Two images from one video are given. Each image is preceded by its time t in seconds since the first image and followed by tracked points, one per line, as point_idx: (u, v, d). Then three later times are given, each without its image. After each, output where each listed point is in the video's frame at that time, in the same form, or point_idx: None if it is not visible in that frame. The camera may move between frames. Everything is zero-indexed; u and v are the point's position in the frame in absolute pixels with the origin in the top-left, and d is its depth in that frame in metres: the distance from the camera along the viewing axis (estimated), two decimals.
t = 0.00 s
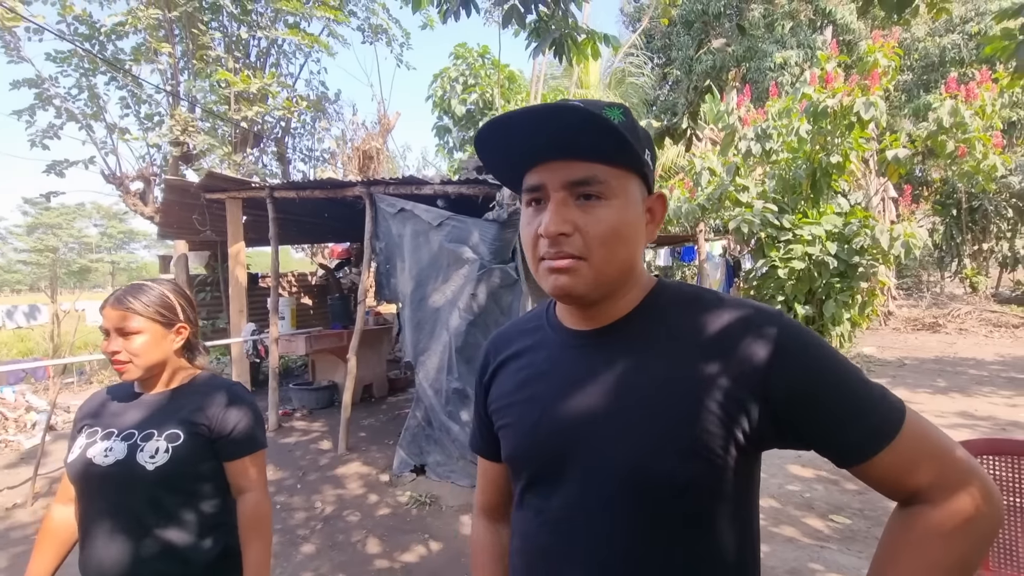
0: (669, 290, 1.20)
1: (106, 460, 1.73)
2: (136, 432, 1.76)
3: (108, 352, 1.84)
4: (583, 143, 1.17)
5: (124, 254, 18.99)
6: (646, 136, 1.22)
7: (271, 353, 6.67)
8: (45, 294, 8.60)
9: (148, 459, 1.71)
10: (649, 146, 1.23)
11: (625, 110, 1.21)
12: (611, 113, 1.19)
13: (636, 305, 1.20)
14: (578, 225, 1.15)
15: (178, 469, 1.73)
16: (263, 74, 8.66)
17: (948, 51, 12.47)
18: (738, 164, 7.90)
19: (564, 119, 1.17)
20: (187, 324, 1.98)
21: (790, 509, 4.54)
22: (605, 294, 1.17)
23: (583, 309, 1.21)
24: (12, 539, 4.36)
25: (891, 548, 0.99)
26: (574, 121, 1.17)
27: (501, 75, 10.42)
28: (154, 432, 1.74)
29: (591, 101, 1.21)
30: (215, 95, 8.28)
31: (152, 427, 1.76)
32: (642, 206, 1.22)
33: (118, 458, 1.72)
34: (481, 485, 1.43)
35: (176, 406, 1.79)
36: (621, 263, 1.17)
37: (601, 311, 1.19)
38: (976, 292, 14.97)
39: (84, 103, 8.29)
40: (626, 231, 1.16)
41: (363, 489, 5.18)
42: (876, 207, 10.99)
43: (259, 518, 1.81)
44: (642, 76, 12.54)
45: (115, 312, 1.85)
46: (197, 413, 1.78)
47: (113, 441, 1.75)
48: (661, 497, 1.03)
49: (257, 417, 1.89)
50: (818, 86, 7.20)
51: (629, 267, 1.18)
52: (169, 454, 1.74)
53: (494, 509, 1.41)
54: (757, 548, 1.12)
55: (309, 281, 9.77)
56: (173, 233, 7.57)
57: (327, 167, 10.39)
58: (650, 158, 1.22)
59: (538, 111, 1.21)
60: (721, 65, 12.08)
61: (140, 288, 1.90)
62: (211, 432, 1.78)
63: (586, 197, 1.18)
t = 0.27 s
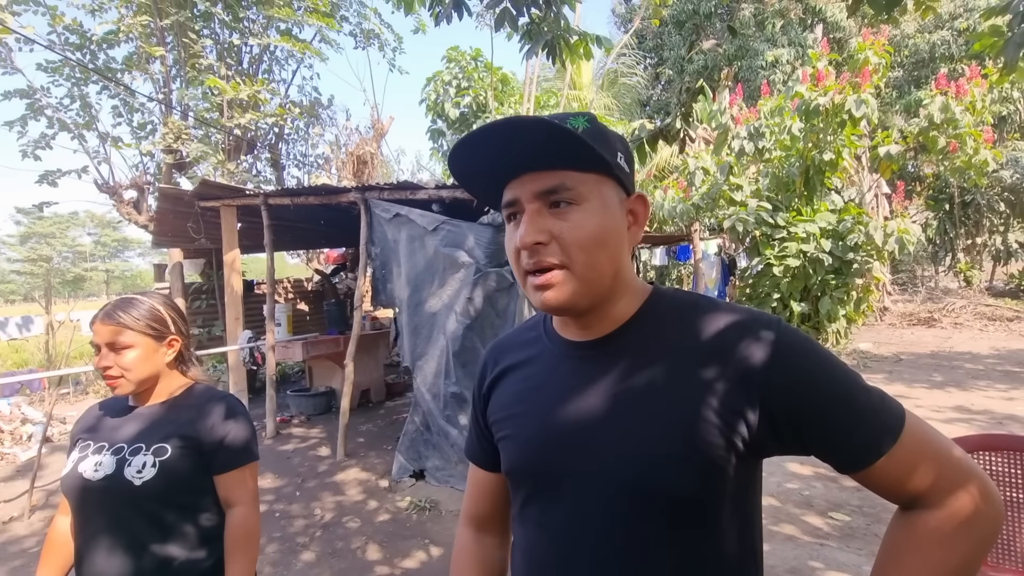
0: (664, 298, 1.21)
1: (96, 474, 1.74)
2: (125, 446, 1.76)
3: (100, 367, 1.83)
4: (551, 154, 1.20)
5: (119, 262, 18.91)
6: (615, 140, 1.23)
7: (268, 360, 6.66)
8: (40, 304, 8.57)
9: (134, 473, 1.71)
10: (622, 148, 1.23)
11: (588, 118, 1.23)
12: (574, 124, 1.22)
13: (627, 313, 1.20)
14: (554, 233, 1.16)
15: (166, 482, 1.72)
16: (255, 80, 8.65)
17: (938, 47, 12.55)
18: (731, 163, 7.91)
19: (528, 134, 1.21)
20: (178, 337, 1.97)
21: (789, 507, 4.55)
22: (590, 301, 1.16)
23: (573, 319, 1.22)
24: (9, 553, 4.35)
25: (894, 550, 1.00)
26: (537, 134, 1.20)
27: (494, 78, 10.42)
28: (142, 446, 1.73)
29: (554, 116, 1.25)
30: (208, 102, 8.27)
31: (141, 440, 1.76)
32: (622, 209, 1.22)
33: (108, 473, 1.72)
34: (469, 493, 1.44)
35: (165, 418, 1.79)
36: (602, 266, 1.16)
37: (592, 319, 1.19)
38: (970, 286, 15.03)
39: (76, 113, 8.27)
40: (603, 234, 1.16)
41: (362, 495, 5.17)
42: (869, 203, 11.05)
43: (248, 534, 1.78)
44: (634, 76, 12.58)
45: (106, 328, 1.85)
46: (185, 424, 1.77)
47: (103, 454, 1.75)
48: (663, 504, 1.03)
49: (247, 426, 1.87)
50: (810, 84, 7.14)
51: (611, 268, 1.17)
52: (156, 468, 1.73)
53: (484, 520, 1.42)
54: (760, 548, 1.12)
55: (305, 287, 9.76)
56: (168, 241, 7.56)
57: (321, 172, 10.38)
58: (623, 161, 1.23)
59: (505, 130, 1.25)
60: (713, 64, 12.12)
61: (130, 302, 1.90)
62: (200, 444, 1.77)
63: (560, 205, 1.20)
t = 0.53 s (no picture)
0: (657, 302, 1.20)
1: (82, 479, 1.72)
2: (111, 450, 1.74)
3: (103, 373, 1.80)
4: (528, 165, 1.19)
5: (112, 263, 18.76)
6: (594, 145, 1.22)
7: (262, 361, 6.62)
8: (31, 306, 8.50)
9: (120, 478, 1.69)
10: (602, 153, 1.23)
11: (564, 126, 1.22)
12: (550, 132, 1.21)
13: (619, 318, 1.18)
14: (535, 241, 1.15)
15: (151, 486, 1.70)
16: (250, 81, 8.62)
17: (931, 50, 12.61)
18: (726, 165, 7.92)
19: (503, 147, 1.21)
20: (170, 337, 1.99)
21: (784, 508, 4.56)
22: (575, 307, 1.15)
23: (562, 326, 1.21)
24: None
25: (885, 549, 1.00)
26: (511, 146, 1.20)
27: (490, 79, 10.40)
28: (127, 450, 1.72)
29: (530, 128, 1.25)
30: (203, 102, 8.23)
31: (127, 444, 1.74)
32: (604, 212, 1.21)
33: (93, 477, 1.70)
34: (463, 501, 1.43)
35: (151, 422, 1.77)
36: (585, 271, 1.15)
37: (583, 325, 1.18)
38: (962, 288, 15.13)
39: (68, 112, 8.21)
40: (585, 239, 1.15)
41: (358, 498, 5.15)
42: (863, 205, 11.10)
43: (233, 538, 1.75)
44: (630, 78, 12.61)
45: (107, 328, 1.81)
46: (169, 428, 1.75)
47: (89, 459, 1.74)
48: (663, 509, 1.02)
49: (233, 428, 1.84)
50: (804, 87, 7.08)
51: (595, 272, 1.16)
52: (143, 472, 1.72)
53: (479, 533, 1.42)
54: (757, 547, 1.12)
55: (300, 288, 9.72)
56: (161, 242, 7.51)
57: (316, 173, 10.34)
58: (604, 165, 1.22)
59: (482, 146, 1.26)
60: (708, 66, 12.14)
61: (126, 302, 1.88)
62: (185, 448, 1.74)
63: (540, 213, 1.19)
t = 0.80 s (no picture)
0: (662, 307, 1.20)
1: (85, 484, 1.70)
2: (115, 454, 1.73)
3: (98, 377, 1.78)
4: (528, 174, 1.20)
5: (108, 262, 18.65)
6: (593, 153, 1.22)
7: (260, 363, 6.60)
8: (27, 307, 8.45)
9: (130, 479, 1.69)
10: (601, 161, 1.23)
11: (563, 136, 1.23)
12: (549, 143, 1.22)
13: (623, 324, 1.19)
14: (538, 248, 1.16)
15: (162, 487, 1.71)
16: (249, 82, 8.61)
17: (927, 55, 12.70)
18: (724, 169, 7.96)
19: (501, 158, 1.22)
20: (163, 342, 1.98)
21: (782, 511, 4.57)
22: (578, 312, 1.15)
23: (565, 331, 1.21)
24: None
25: (890, 554, 0.99)
26: (509, 157, 1.21)
27: (489, 82, 10.41)
28: (135, 452, 1.72)
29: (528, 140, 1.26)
30: (201, 102, 8.22)
31: (132, 447, 1.74)
32: (605, 219, 1.21)
33: (98, 481, 1.69)
34: (465, 502, 1.42)
35: (157, 425, 1.77)
36: (587, 277, 1.15)
37: (585, 330, 1.18)
38: (957, 291, 15.21)
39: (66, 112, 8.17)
40: (586, 246, 1.16)
41: (356, 500, 5.14)
42: (860, 209, 11.16)
43: (243, 536, 1.78)
44: (628, 81, 12.64)
45: (102, 334, 1.80)
46: (177, 431, 1.75)
47: (91, 464, 1.72)
48: (667, 514, 1.02)
49: (235, 432, 1.86)
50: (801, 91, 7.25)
51: (597, 279, 1.17)
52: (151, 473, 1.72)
53: (480, 531, 1.41)
54: (762, 550, 1.12)
55: (297, 289, 9.70)
56: (159, 243, 7.48)
57: (315, 174, 10.33)
58: (604, 174, 1.22)
59: (481, 158, 1.26)
60: (706, 70, 12.19)
61: (120, 306, 1.86)
62: (192, 450, 1.76)
63: (542, 221, 1.20)
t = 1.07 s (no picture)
0: (678, 311, 1.19)
1: (87, 484, 1.68)
2: (119, 453, 1.72)
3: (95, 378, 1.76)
4: (537, 181, 1.19)
5: (110, 259, 18.62)
6: (603, 159, 1.21)
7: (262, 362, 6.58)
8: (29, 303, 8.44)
9: (139, 477, 1.70)
10: (610, 167, 1.22)
11: (573, 143, 1.21)
12: (559, 150, 1.20)
13: (637, 327, 1.17)
14: (549, 254, 1.16)
15: (171, 483, 1.73)
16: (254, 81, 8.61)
17: (930, 63, 12.70)
18: (728, 173, 7.95)
19: (508, 171, 1.22)
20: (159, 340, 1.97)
21: (785, 517, 4.55)
22: (590, 316, 1.16)
23: (576, 334, 1.21)
24: None
25: (909, 563, 0.98)
26: (517, 170, 1.20)
27: (494, 83, 10.40)
28: (142, 450, 1.72)
29: (537, 147, 1.25)
30: (206, 100, 8.23)
31: (136, 446, 1.73)
32: (617, 224, 1.20)
33: (104, 480, 1.68)
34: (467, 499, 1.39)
35: (160, 424, 1.78)
36: (600, 282, 1.16)
37: (599, 332, 1.17)
38: (959, 298, 15.19)
39: (71, 109, 8.17)
40: (599, 252, 1.15)
41: (356, 501, 5.13)
42: (862, 215, 11.15)
43: (250, 529, 1.87)
44: (631, 85, 12.64)
45: (99, 332, 1.78)
46: (182, 428, 1.78)
47: (93, 464, 1.70)
48: (681, 521, 1.01)
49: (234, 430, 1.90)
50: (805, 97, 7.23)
51: (610, 284, 1.17)
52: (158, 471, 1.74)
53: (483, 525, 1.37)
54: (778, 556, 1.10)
55: (299, 289, 9.69)
56: (162, 240, 7.48)
57: (318, 173, 10.32)
58: (614, 179, 1.21)
59: (488, 171, 1.26)
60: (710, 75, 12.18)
61: (117, 305, 1.85)
62: (195, 448, 1.80)
63: (553, 228, 1.19)
